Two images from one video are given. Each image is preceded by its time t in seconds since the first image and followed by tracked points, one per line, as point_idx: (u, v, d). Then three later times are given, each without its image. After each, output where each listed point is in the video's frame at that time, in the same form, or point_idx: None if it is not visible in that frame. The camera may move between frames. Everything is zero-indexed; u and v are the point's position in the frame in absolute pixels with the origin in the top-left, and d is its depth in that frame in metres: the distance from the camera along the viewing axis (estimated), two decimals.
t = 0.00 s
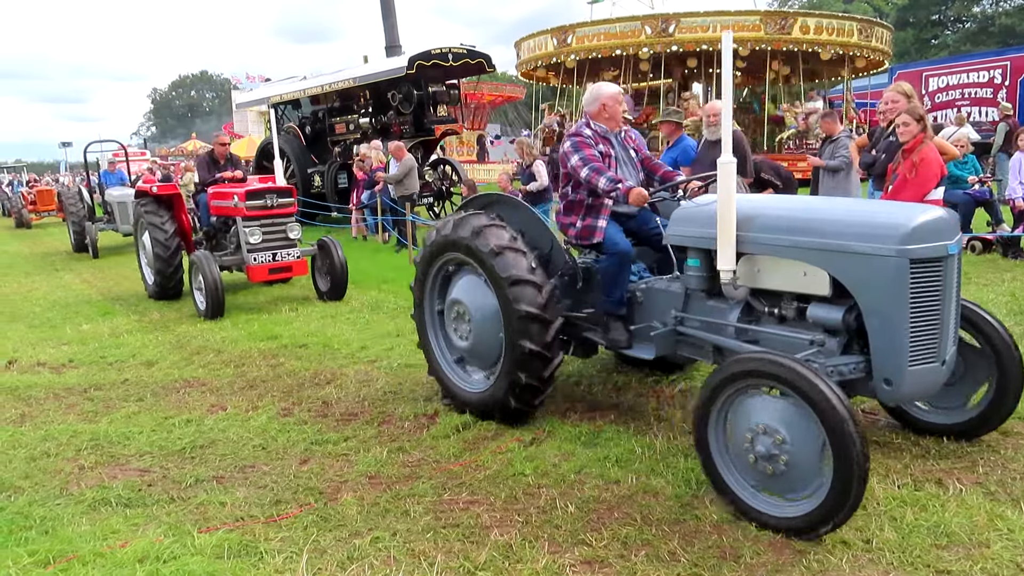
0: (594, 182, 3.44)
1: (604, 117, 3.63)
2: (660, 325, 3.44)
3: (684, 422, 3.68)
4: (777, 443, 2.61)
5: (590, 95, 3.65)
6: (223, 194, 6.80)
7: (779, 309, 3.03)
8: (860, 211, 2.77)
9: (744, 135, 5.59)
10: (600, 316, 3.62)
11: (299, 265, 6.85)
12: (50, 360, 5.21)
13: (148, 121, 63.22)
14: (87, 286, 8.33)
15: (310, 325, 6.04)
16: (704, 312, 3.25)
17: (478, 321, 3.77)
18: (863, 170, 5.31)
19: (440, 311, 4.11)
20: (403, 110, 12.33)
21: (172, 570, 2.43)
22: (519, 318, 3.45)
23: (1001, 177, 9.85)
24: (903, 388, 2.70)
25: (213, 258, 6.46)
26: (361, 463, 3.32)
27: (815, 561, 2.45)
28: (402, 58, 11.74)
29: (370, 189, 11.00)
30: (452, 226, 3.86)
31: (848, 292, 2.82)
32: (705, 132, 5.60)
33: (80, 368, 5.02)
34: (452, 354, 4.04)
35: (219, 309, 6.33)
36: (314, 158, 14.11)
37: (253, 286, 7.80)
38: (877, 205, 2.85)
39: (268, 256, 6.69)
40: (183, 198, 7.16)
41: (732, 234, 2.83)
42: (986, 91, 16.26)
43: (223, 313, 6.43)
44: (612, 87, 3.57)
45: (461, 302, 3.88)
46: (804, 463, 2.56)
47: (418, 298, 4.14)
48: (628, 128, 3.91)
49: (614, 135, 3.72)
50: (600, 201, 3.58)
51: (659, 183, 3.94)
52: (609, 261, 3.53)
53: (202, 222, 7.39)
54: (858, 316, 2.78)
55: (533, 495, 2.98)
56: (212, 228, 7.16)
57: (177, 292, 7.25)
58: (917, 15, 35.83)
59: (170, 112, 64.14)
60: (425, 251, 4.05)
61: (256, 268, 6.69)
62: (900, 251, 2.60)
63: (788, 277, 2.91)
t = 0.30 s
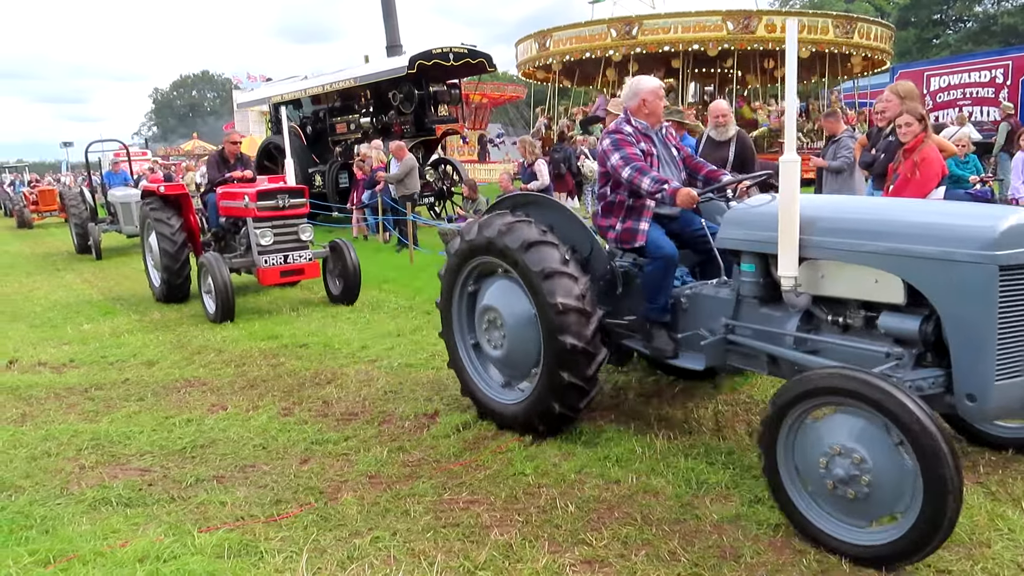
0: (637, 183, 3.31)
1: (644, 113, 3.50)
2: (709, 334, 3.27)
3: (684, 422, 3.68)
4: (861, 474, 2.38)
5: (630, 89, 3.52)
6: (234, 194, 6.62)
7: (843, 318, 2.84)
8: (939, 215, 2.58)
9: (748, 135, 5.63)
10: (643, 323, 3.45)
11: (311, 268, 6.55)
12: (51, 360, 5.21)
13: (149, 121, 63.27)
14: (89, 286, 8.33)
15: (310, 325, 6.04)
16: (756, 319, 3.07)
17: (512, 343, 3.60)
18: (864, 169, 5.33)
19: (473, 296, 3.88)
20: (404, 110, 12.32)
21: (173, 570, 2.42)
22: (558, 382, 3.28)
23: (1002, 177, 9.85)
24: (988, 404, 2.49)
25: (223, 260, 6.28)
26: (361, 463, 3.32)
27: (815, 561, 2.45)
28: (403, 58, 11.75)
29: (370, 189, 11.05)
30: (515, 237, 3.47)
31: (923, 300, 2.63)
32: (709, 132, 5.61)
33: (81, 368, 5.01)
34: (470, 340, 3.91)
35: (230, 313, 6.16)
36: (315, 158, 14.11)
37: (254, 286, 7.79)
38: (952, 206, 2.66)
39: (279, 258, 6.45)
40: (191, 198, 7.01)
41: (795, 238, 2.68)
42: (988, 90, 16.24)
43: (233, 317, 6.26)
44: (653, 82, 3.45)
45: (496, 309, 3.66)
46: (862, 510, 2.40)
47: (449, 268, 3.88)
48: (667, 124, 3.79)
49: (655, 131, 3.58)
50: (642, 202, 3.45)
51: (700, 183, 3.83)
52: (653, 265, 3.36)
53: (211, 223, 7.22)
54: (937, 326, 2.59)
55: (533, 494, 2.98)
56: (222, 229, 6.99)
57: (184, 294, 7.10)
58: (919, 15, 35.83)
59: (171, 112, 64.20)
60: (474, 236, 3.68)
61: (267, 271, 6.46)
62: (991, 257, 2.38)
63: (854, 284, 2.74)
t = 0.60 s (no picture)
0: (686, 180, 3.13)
1: (685, 105, 3.34)
2: (765, 343, 3.09)
3: (685, 422, 3.68)
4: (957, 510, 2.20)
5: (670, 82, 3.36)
6: (245, 194, 6.45)
7: (919, 327, 2.65)
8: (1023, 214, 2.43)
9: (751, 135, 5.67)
10: (692, 330, 3.30)
11: (324, 270, 6.38)
12: (52, 359, 5.21)
13: (151, 121, 63.31)
14: (90, 286, 8.33)
15: (311, 325, 6.04)
16: (818, 327, 2.89)
17: (546, 362, 3.43)
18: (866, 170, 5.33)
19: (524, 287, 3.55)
20: (405, 110, 12.34)
21: (173, 570, 2.42)
22: (583, 434, 3.24)
23: (1003, 177, 9.85)
24: None
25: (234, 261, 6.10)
26: (361, 463, 3.32)
27: (816, 561, 2.45)
28: (404, 57, 11.76)
29: (371, 189, 11.06)
30: (597, 283, 3.11)
31: (1012, 307, 2.44)
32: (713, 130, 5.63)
33: (82, 368, 5.01)
34: (499, 316, 3.68)
35: (241, 317, 5.98)
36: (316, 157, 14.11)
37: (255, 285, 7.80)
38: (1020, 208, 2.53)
39: (291, 260, 6.28)
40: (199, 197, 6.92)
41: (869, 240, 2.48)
42: (989, 90, 16.22)
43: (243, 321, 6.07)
44: (694, 73, 3.30)
45: (540, 319, 3.42)
46: (946, 534, 2.23)
47: (502, 242, 3.51)
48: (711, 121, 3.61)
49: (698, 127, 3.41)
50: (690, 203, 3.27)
51: (751, 181, 3.62)
52: (707, 270, 3.19)
53: (220, 224, 7.07)
54: None
55: (534, 494, 2.98)
56: (232, 229, 6.84)
57: (191, 296, 6.97)
58: (920, 14, 35.85)
59: (173, 112, 64.26)
60: (547, 241, 3.27)
61: (279, 273, 6.28)
62: None
63: (935, 290, 2.56)
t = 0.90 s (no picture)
0: (741, 184, 2.94)
1: (733, 102, 3.16)
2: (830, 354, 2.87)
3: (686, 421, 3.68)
4: None
5: (721, 78, 3.20)
6: (255, 194, 6.27)
7: (1003, 338, 2.41)
8: None
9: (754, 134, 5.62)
10: (748, 340, 3.12)
11: (337, 272, 6.21)
12: (52, 359, 5.22)
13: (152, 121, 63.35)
14: (91, 286, 8.33)
15: (312, 325, 6.04)
16: (888, 337, 2.66)
17: (579, 376, 3.27)
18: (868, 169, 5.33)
19: (587, 294, 3.23)
20: (406, 109, 12.35)
21: (173, 570, 2.42)
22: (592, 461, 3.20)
23: (1005, 177, 9.83)
24: None
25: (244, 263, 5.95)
26: (362, 463, 3.31)
27: (816, 560, 2.45)
28: (404, 57, 11.77)
29: (371, 189, 11.06)
30: (676, 361, 2.83)
31: None
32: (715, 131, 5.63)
33: (83, 367, 5.01)
34: (547, 293, 3.41)
35: (252, 321, 5.86)
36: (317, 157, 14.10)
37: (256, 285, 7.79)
38: None
39: (304, 262, 6.11)
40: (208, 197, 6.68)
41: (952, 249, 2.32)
42: (991, 90, 16.19)
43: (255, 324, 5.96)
44: (743, 68, 3.13)
45: (587, 337, 3.19)
46: None
47: (578, 241, 3.13)
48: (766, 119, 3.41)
49: (753, 126, 3.22)
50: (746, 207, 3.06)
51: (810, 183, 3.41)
52: (765, 277, 3.00)
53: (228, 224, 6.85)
54: None
55: (534, 494, 2.98)
56: (241, 230, 6.69)
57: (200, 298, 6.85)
58: (922, 14, 35.80)
59: (174, 112, 64.27)
60: (634, 289, 2.92)
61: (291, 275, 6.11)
62: None
63: None
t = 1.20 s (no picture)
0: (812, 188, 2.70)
1: (802, 97, 2.92)
2: (903, 368, 2.63)
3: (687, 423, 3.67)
4: None
5: (785, 72, 2.94)
6: (266, 194, 6.08)
7: None
8: None
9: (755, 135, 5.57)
10: (810, 352, 2.91)
11: (350, 275, 6.09)
12: (53, 359, 5.23)
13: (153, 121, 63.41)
14: (91, 286, 8.33)
15: (312, 325, 6.05)
16: (967, 349, 2.43)
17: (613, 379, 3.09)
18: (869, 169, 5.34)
19: (663, 321, 2.88)
20: (407, 109, 12.36)
21: (173, 569, 2.42)
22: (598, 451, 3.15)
23: (1006, 177, 9.83)
24: None
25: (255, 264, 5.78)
26: (362, 463, 3.31)
27: (816, 561, 2.44)
28: (404, 57, 11.78)
29: (371, 189, 11.05)
30: (729, 443, 2.67)
31: None
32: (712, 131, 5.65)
33: (83, 367, 5.02)
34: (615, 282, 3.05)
35: (262, 326, 5.69)
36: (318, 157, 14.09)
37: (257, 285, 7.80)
38: None
39: (316, 263, 5.93)
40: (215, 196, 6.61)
41: None
42: (992, 89, 16.19)
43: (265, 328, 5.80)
44: (813, 60, 2.87)
45: (639, 355, 2.95)
46: None
47: (679, 277, 2.72)
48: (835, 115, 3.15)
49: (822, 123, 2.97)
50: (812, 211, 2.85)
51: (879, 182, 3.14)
52: (831, 286, 2.80)
53: (238, 225, 6.71)
54: None
55: (534, 494, 2.98)
56: (249, 230, 6.52)
57: (207, 301, 6.71)
58: (923, 13, 35.77)
59: (175, 111, 64.30)
60: (718, 370, 2.62)
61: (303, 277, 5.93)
62: None
63: None
